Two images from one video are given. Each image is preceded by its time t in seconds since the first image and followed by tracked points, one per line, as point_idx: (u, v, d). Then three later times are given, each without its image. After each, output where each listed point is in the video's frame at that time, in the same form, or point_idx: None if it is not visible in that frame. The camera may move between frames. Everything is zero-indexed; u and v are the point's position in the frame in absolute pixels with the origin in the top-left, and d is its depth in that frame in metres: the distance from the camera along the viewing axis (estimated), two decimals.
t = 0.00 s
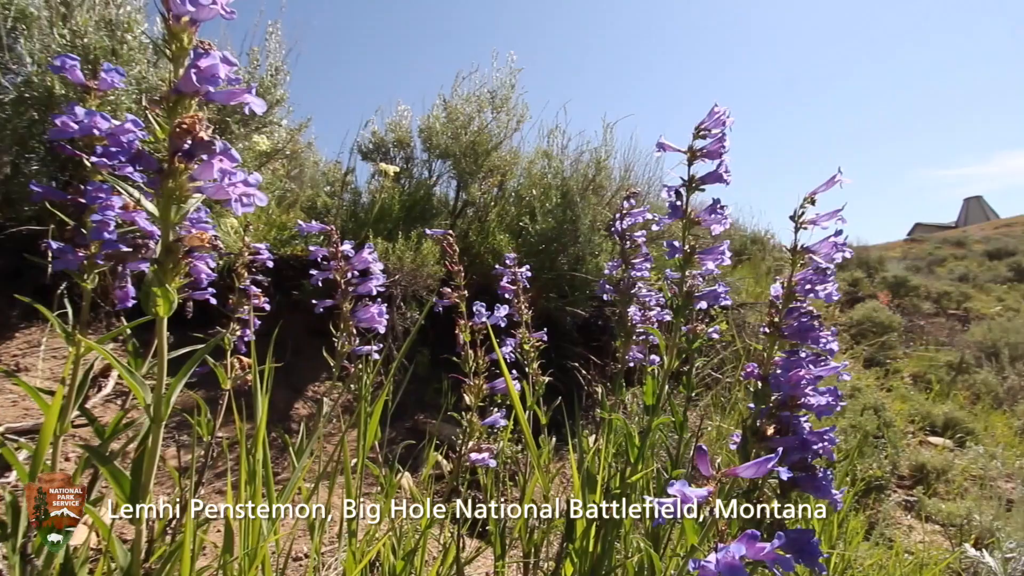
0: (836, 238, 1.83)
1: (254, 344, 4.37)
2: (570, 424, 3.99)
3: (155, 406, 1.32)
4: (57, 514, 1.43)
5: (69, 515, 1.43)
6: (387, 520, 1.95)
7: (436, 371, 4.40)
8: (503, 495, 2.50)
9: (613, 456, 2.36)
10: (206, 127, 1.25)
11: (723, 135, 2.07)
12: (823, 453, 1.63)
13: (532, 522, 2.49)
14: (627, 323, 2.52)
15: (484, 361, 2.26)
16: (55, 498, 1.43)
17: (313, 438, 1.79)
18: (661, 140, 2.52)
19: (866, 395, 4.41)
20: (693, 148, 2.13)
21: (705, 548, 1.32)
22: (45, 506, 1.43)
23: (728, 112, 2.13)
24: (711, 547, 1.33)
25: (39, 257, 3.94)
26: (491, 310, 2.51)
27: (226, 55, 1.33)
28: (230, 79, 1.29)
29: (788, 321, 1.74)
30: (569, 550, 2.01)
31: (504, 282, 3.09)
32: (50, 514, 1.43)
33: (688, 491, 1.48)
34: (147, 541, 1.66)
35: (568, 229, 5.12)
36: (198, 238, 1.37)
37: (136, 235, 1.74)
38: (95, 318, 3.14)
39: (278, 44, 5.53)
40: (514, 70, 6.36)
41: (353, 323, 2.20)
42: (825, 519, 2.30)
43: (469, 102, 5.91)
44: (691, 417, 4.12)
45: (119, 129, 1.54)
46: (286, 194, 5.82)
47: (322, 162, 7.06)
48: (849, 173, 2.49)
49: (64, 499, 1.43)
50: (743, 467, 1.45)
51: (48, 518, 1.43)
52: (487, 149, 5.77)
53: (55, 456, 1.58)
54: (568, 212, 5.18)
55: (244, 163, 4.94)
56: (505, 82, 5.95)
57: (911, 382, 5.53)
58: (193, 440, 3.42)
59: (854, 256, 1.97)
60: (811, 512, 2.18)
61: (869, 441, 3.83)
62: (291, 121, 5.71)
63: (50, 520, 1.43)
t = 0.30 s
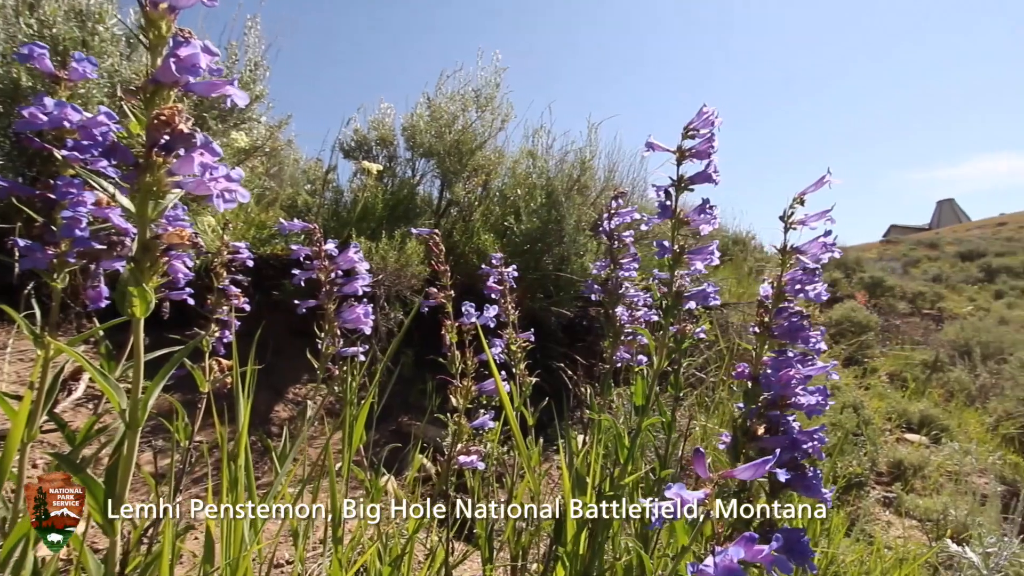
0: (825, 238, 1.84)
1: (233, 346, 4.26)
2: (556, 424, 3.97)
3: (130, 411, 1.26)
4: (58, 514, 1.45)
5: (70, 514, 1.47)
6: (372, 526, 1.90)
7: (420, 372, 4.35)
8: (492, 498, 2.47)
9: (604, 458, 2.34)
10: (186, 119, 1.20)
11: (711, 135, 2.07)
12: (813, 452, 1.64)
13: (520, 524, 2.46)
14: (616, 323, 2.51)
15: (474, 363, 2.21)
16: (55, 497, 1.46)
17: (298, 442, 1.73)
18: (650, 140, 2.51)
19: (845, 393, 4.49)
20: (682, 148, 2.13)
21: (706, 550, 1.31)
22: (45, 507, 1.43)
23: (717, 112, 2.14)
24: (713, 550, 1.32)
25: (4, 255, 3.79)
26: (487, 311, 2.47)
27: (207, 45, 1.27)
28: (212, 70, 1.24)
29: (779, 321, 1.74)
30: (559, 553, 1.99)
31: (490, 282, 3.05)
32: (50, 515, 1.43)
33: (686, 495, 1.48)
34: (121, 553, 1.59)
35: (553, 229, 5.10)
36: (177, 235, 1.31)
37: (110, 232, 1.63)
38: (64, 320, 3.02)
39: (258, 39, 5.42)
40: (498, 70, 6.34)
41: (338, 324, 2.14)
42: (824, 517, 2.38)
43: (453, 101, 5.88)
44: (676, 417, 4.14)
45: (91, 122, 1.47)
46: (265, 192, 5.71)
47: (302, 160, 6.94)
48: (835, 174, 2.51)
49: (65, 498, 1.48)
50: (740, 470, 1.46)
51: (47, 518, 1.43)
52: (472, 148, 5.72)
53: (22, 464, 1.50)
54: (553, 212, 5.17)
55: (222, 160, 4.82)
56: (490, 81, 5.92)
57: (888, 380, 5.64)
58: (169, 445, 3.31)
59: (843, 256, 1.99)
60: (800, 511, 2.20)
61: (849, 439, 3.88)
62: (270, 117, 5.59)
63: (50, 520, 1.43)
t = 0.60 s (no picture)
0: (815, 239, 1.86)
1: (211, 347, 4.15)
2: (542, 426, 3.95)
3: (106, 417, 1.20)
4: (57, 514, 1.32)
5: (71, 514, 1.33)
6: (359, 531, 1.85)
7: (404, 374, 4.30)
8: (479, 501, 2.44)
9: (594, 460, 2.32)
10: (166, 110, 1.14)
11: (701, 135, 2.08)
12: (803, 452, 1.64)
13: (507, 527, 2.44)
14: (604, 323, 2.51)
15: (463, 365, 2.17)
16: (55, 497, 1.33)
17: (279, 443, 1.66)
18: (639, 140, 2.51)
19: (825, 392, 4.57)
20: (671, 148, 2.13)
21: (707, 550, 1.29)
22: (45, 506, 1.32)
23: (706, 113, 2.14)
24: (713, 551, 1.29)
25: None
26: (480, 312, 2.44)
27: (188, 34, 1.22)
28: (193, 59, 1.19)
29: (769, 321, 1.75)
30: (549, 556, 1.96)
31: (476, 282, 3.02)
32: (50, 514, 1.32)
33: (688, 497, 1.44)
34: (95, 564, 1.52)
35: (538, 229, 5.09)
36: (156, 232, 1.28)
37: (83, 230, 1.59)
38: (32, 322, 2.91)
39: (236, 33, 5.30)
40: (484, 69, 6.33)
41: (322, 325, 2.09)
42: (815, 517, 2.43)
43: (438, 100, 5.86)
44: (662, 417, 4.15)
45: (61, 115, 1.41)
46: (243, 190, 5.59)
47: (281, 157, 6.81)
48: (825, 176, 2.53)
49: (65, 498, 1.33)
50: (740, 471, 1.46)
51: (48, 518, 1.32)
52: (456, 147, 5.69)
53: None
54: (538, 211, 5.16)
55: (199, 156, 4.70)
56: (475, 80, 5.89)
57: (866, 379, 5.75)
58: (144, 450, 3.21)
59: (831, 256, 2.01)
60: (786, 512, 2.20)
61: (831, 437, 3.95)
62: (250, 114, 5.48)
63: (50, 520, 1.32)
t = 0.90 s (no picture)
0: (806, 239, 1.86)
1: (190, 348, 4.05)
2: (529, 427, 3.92)
3: (82, 423, 1.15)
4: (58, 514, 1.18)
5: (72, 515, 1.19)
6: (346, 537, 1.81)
7: (388, 375, 4.24)
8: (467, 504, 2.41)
9: (584, 460, 2.30)
10: (147, 101, 1.09)
11: (691, 135, 2.08)
12: (793, 451, 1.65)
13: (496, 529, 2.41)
14: (593, 323, 2.50)
15: (454, 366, 2.13)
16: (55, 497, 1.18)
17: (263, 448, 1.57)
18: (630, 140, 2.51)
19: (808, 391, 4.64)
20: (662, 147, 2.13)
21: (708, 552, 1.26)
22: (44, 506, 1.18)
23: (696, 113, 2.15)
24: (713, 552, 1.27)
25: None
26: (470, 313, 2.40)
27: (171, 22, 1.18)
28: (176, 49, 1.14)
29: (761, 321, 1.75)
30: (540, 559, 1.95)
31: (464, 282, 2.98)
32: (51, 514, 1.18)
33: (689, 498, 1.40)
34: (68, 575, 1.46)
35: (524, 229, 5.08)
36: (135, 228, 1.27)
37: (58, 227, 1.52)
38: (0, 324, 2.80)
39: (216, 28, 5.19)
40: (469, 69, 6.31)
41: (308, 326, 2.03)
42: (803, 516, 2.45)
43: (423, 98, 5.84)
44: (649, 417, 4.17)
45: (32, 106, 1.32)
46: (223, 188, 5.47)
47: (262, 155, 6.68)
48: (814, 177, 2.55)
49: (65, 498, 1.18)
50: (738, 472, 1.46)
51: (47, 519, 1.18)
52: (441, 146, 5.66)
53: None
54: (524, 211, 5.15)
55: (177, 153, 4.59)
56: (460, 78, 5.86)
57: (845, 377, 5.87)
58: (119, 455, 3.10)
59: (821, 256, 2.02)
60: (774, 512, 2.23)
61: (814, 435, 4.01)
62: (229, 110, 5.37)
63: (50, 520, 1.19)
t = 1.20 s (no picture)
0: (796, 240, 1.90)
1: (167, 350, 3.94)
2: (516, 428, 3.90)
3: (58, 429, 1.09)
4: (58, 514, 1.16)
5: (72, 515, 1.18)
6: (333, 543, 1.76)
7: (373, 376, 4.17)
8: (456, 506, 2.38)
9: (575, 461, 2.28)
10: (129, 92, 1.04)
11: (681, 136, 2.08)
12: (784, 451, 1.66)
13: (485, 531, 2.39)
14: (583, 323, 2.52)
15: (443, 368, 2.09)
16: (55, 497, 1.14)
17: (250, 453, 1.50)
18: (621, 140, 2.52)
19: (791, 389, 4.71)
20: (653, 147, 2.13)
21: (709, 553, 1.25)
22: (45, 506, 1.14)
23: (686, 113, 2.16)
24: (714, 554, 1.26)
25: None
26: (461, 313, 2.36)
27: (154, 10, 1.13)
28: (160, 37, 1.09)
29: (753, 321, 1.75)
30: (530, 561, 1.93)
31: (451, 282, 2.94)
32: (50, 514, 1.16)
33: (689, 499, 1.39)
34: None
35: (509, 229, 5.07)
36: (117, 225, 1.23)
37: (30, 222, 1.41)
38: None
39: (194, 21, 5.07)
40: (454, 67, 6.28)
41: (293, 327, 1.97)
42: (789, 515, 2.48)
43: (408, 96, 5.79)
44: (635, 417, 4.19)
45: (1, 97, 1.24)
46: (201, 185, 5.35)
47: (242, 152, 6.55)
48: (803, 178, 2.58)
49: (66, 498, 1.16)
50: (739, 473, 1.48)
51: (47, 518, 1.15)
52: (426, 145, 5.62)
53: None
54: (510, 211, 5.13)
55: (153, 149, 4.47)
56: (445, 77, 5.82)
57: (825, 376, 5.98)
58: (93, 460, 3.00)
59: (811, 257, 2.04)
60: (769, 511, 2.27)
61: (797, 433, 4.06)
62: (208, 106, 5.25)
63: (49, 520, 1.16)
